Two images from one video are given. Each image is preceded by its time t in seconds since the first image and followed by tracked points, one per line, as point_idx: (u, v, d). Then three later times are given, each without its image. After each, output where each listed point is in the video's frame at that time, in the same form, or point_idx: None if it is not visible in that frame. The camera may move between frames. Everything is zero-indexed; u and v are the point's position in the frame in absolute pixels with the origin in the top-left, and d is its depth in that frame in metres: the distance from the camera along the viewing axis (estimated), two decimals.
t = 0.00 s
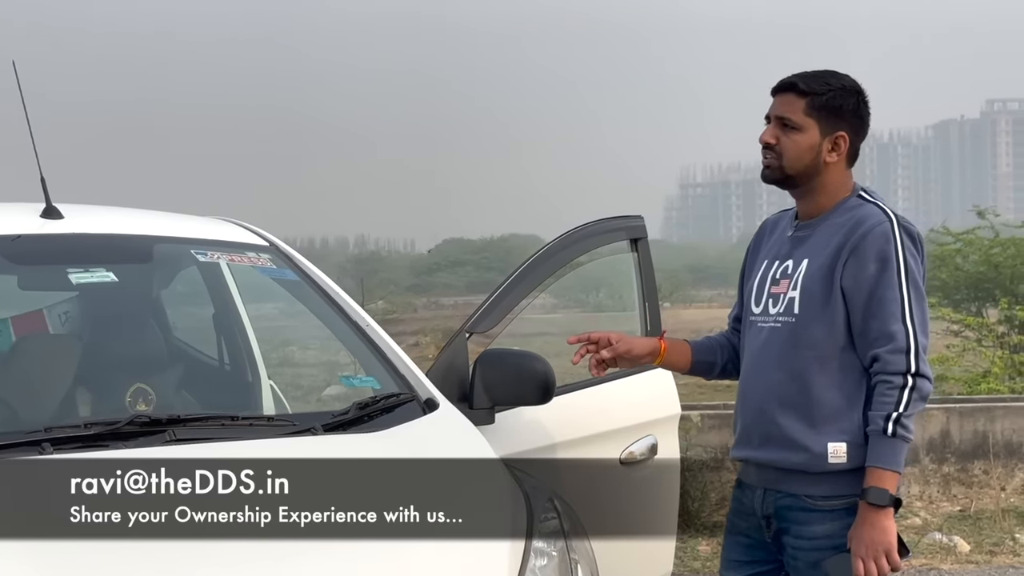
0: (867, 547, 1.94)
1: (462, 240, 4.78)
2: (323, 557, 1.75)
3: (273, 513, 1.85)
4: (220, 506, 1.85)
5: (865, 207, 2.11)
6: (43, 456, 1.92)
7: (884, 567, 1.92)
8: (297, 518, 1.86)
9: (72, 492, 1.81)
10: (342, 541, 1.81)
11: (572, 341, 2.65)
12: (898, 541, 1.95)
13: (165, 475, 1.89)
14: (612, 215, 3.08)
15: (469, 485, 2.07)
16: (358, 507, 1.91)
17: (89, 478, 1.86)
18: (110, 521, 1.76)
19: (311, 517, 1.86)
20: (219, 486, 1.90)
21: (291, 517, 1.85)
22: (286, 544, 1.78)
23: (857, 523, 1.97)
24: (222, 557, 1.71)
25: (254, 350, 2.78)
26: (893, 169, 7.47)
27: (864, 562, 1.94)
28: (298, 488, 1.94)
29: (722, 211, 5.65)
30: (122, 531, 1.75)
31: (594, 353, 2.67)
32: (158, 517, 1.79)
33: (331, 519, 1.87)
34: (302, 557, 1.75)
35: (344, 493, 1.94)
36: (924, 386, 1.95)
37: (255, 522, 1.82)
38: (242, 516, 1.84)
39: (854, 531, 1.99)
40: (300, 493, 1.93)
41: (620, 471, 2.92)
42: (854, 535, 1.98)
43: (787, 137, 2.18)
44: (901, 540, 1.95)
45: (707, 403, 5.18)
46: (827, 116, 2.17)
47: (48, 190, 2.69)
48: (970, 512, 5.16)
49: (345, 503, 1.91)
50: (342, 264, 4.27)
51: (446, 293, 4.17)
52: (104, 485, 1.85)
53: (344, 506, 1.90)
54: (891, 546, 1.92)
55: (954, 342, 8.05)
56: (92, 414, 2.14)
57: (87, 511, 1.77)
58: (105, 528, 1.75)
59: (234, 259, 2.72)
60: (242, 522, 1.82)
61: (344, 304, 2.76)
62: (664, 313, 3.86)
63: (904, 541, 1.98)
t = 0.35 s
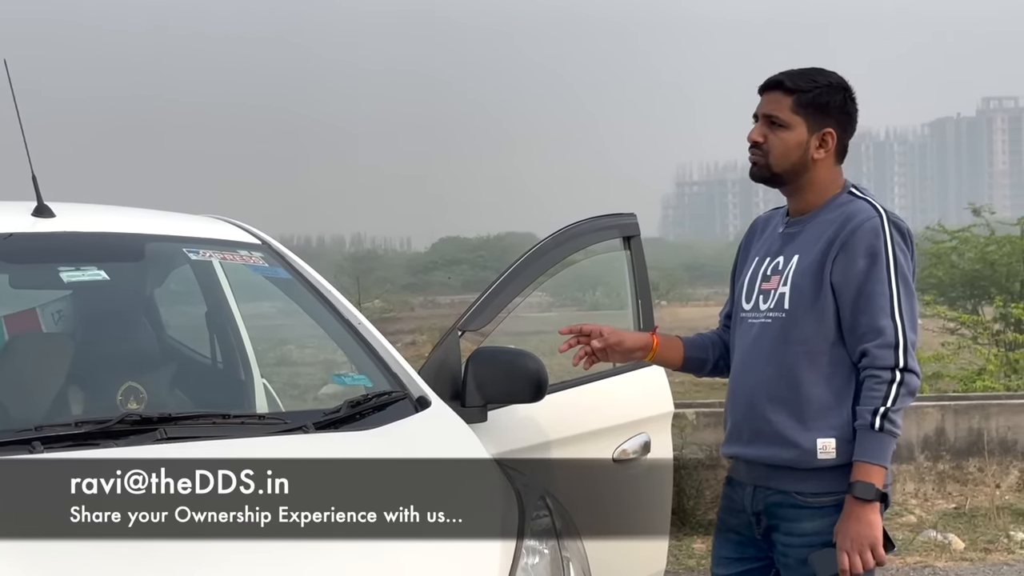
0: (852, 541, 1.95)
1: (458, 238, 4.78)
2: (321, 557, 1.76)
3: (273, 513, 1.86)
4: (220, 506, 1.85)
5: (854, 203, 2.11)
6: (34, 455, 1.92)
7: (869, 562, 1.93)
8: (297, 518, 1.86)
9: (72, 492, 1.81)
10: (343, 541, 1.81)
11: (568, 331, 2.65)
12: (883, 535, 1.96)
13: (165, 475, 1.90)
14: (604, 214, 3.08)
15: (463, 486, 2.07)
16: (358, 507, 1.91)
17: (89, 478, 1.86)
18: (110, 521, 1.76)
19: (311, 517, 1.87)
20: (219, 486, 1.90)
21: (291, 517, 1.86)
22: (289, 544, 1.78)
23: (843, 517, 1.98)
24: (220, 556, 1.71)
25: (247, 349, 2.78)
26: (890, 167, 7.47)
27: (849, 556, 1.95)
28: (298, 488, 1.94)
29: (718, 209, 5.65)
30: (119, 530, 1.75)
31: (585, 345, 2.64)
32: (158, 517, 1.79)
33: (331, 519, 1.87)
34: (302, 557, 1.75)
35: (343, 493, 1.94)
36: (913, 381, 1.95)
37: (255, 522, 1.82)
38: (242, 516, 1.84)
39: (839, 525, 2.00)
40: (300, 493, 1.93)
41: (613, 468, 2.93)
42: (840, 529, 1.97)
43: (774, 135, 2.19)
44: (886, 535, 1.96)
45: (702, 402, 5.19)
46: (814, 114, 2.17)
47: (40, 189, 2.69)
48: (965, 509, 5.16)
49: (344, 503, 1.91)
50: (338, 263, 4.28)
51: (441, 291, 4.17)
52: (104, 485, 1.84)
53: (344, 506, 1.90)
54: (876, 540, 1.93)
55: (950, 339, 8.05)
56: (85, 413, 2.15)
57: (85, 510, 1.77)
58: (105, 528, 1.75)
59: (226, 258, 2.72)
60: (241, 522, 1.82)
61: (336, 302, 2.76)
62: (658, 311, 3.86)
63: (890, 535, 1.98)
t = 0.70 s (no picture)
0: (844, 537, 1.95)
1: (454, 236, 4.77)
2: (320, 556, 1.75)
3: (273, 513, 1.84)
4: (220, 506, 1.83)
5: (849, 200, 2.11)
6: (28, 453, 1.92)
7: (860, 558, 1.93)
8: (297, 518, 1.84)
9: (72, 492, 1.80)
10: (343, 541, 1.80)
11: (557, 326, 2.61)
12: (875, 531, 1.96)
13: (165, 476, 1.88)
14: (598, 211, 3.08)
15: (460, 484, 2.05)
16: (358, 507, 1.90)
17: (89, 478, 1.85)
18: (110, 521, 1.75)
19: (311, 517, 1.85)
20: (219, 486, 1.89)
21: (292, 517, 1.84)
22: (290, 544, 1.77)
23: (835, 514, 1.98)
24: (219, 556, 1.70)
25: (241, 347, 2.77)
26: (886, 164, 7.48)
27: (841, 552, 1.95)
28: (298, 488, 1.92)
29: (714, 207, 5.66)
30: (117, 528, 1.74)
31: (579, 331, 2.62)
32: (158, 517, 1.78)
33: (331, 519, 1.86)
34: (303, 557, 1.74)
35: (343, 493, 1.92)
36: (905, 377, 1.95)
37: (256, 522, 1.81)
38: (242, 516, 1.82)
39: (830, 521, 2.00)
40: (300, 493, 1.91)
41: (606, 465, 2.93)
42: (830, 526, 1.98)
43: (766, 135, 2.19)
44: (877, 531, 1.96)
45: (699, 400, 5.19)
46: (805, 112, 2.17)
47: (33, 188, 2.68)
48: (960, 506, 5.16)
49: (344, 503, 1.89)
50: (334, 261, 4.28)
51: (437, 289, 4.16)
52: (104, 485, 1.83)
53: (344, 505, 1.89)
54: (868, 536, 1.93)
55: (945, 336, 8.06)
56: (78, 411, 2.14)
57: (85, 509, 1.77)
58: (105, 528, 1.74)
59: (220, 256, 2.71)
60: (241, 522, 1.81)
61: (329, 299, 2.76)
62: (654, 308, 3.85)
63: (882, 531, 1.98)
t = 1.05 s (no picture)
0: (837, 534, 1.95)
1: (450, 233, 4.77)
2: (318, 555, 1.74)
3: (273, 513, 1.83)
4: (220, 506, 1.83)
5: (845, 196, 2.11)
6: (23, 449, 1.92)
7: (852, 555, 1.93)
8: (297, 518, 1.84)
9: (72, 492, 1.80)
10: (343, 541, 1.79)
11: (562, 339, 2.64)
12: (867, 528, 1.96)
13: (165, 475, 1.88)
14: (593, 207, 3.08)
15: (458, 484, 2.04)
16: (358, 507, 1.89)
17: (89, 478, 1.84)
18: (110, 521, 1.75)
19: (311, 517, 1.85)
20: (219, 486, 1.88)
21: (291, 517, 1.83)
22: (290, 544, 1.76)
23: (828, 510, 1.98)
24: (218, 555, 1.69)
25: (238, 345, 2.76)
26: (882, 160, 7.48)
27: (833, 549, 1.95)
28: (298, 488, 1.92)
29: (711, 203, 5.66)
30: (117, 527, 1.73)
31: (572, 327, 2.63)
32: (158, 517, 1.78)
33: (331, 519, 1.85)
34: (303, 557, 1.73)
35: (343, 493, 1.92)
36: (900, 375, 1.95)
37: (255, 521, 1.80)
38: (242, 516, 1.82)
39: (824, 518, 2.00)
40: (300, 493, 1.91)
41: (602, 461, 2.93)
42: (824, 523, 1.98)
43: (765, 127, 2.19)
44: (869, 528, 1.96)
45: (695, 396, 5.21)
46: (804, 106, 2.17)
47: (28, 184, 2.68)
48: (956, 502, 5.17)
49: (344, 503, 1.89)
50: (331, 258, 4.28)
51: (434, 286, 4.15)
52: (105, 485, 1.83)
53: (344, 505, 1.88)
54: (860, 533, 1.93)
55: (941, 333, 8.07)
56: (74, 408, 2.14)
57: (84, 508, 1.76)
58: (105, 528, 1.73)
59: (215, 253, 2.72)
60: (241, 522, 1.80)
61: (325, 296, 2.76)
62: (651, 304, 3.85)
63: (874, 529, 1.98)
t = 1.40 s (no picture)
0: (838, 532, 1.95)
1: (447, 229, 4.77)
2: (319, 555, 1.72)
3: (273, 513, 1.80)
4: (220, 506, 1.79)
5: (836, 191, 2.11)
6: (16, 444, 1.91)
7: (855, 553, 1.93)
8: (297, 518, 1.80)
9: (72, 492, 1.76)
10: (344, 542, 1.76)
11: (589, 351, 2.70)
12: (869, 526, 1.96)
13: (165, 476, 1.84)
14: (588, 203, 3.07)
15: (455, 485, 2.02)
16: (358, 507, 1.86)
17: (89, 478, 1.80)
18: (111, 521, 1.71)
19: (311, 517, 1.81)
20: (219, 486, 1.85)
21: (291, 517, 1.80)
22: (291, 545, 1.73)
23: (830, 508, 1.98)
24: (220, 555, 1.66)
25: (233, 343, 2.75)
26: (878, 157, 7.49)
27: (836, 547, 1.95)
28: (298, 488, 1.89)
29: (707, 200, 5.66)
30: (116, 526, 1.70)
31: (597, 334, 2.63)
32: (158, 518, 1.74)
33: (331, 519, 1.82)
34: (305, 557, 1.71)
35: (344, 493, 1.89)
36: (897, 370, 1.95)
37: (255, 522, 1.77)
38: (242, 516, 1.78)
39: (826, 515, 2.00)
40: (300, 493, 1.88)
41: (600, 460, 2.93)
42: (826, 520, 1.98)
43: (756, 125, 2.19)
44: (873, 525, 1.96)
45: (691, 392, 5.23)
46: (796, 103, 2.17)
47: (22, 180, 2.68)
48: (953, 497, 5.17)
49: (344, 503, 1.86)
50: (328, 255, 4.28)
51: (430, 282, 4.14)
52: (105, 485, 1.79)
53: (344, 505, 1.85)
54: (863, 531, 1.93)
55: (938, 329, 8.08)
56: (68, 403, 2.14)
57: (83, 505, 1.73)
58: (104, 528, 1.70)
59: (210, 248, 2.72)
60: (241, 522, 1.77)
61: (320, 292, 2.76)
62: (647, 300, 3.85)
63: (876, 525, 1.98)
